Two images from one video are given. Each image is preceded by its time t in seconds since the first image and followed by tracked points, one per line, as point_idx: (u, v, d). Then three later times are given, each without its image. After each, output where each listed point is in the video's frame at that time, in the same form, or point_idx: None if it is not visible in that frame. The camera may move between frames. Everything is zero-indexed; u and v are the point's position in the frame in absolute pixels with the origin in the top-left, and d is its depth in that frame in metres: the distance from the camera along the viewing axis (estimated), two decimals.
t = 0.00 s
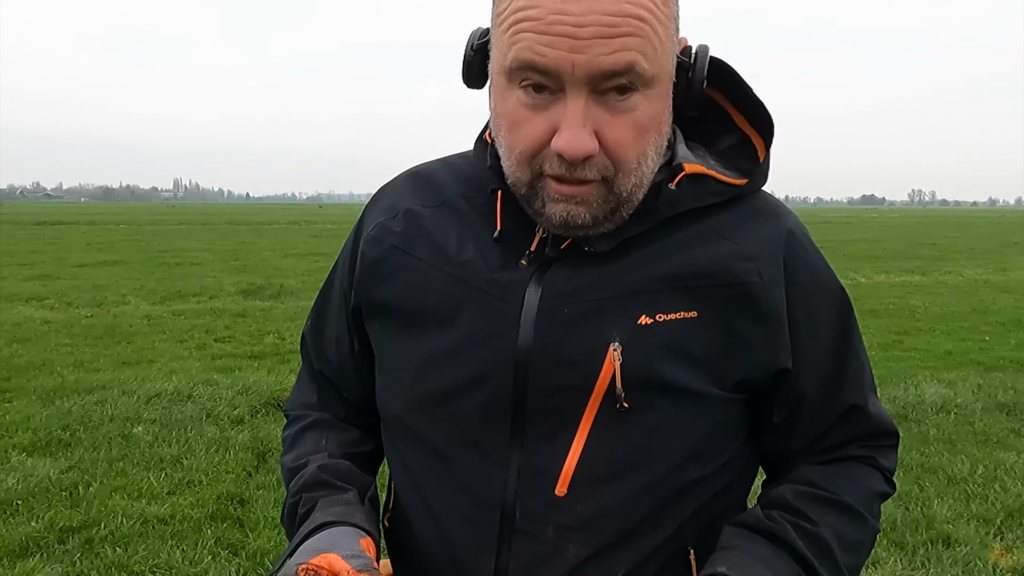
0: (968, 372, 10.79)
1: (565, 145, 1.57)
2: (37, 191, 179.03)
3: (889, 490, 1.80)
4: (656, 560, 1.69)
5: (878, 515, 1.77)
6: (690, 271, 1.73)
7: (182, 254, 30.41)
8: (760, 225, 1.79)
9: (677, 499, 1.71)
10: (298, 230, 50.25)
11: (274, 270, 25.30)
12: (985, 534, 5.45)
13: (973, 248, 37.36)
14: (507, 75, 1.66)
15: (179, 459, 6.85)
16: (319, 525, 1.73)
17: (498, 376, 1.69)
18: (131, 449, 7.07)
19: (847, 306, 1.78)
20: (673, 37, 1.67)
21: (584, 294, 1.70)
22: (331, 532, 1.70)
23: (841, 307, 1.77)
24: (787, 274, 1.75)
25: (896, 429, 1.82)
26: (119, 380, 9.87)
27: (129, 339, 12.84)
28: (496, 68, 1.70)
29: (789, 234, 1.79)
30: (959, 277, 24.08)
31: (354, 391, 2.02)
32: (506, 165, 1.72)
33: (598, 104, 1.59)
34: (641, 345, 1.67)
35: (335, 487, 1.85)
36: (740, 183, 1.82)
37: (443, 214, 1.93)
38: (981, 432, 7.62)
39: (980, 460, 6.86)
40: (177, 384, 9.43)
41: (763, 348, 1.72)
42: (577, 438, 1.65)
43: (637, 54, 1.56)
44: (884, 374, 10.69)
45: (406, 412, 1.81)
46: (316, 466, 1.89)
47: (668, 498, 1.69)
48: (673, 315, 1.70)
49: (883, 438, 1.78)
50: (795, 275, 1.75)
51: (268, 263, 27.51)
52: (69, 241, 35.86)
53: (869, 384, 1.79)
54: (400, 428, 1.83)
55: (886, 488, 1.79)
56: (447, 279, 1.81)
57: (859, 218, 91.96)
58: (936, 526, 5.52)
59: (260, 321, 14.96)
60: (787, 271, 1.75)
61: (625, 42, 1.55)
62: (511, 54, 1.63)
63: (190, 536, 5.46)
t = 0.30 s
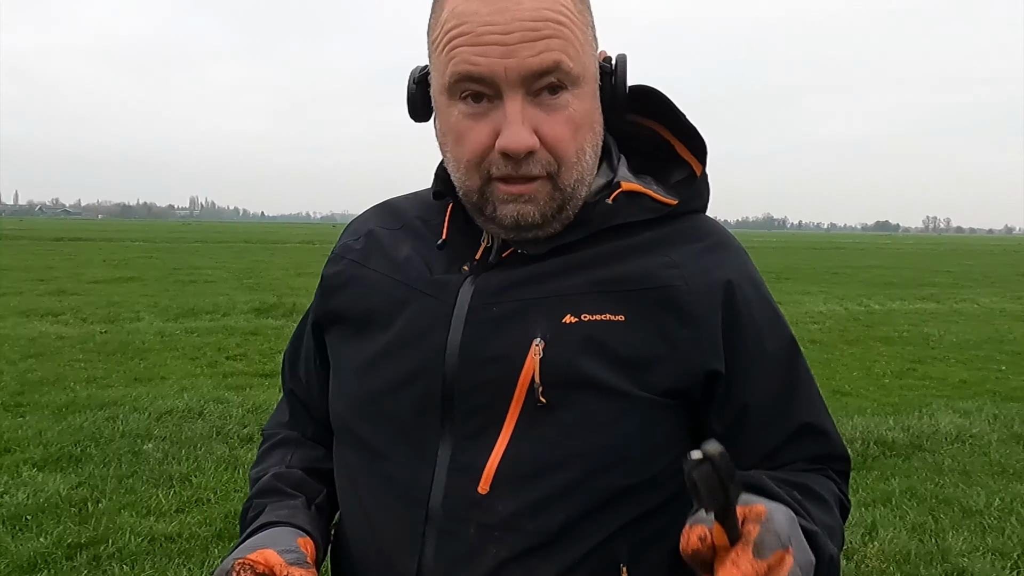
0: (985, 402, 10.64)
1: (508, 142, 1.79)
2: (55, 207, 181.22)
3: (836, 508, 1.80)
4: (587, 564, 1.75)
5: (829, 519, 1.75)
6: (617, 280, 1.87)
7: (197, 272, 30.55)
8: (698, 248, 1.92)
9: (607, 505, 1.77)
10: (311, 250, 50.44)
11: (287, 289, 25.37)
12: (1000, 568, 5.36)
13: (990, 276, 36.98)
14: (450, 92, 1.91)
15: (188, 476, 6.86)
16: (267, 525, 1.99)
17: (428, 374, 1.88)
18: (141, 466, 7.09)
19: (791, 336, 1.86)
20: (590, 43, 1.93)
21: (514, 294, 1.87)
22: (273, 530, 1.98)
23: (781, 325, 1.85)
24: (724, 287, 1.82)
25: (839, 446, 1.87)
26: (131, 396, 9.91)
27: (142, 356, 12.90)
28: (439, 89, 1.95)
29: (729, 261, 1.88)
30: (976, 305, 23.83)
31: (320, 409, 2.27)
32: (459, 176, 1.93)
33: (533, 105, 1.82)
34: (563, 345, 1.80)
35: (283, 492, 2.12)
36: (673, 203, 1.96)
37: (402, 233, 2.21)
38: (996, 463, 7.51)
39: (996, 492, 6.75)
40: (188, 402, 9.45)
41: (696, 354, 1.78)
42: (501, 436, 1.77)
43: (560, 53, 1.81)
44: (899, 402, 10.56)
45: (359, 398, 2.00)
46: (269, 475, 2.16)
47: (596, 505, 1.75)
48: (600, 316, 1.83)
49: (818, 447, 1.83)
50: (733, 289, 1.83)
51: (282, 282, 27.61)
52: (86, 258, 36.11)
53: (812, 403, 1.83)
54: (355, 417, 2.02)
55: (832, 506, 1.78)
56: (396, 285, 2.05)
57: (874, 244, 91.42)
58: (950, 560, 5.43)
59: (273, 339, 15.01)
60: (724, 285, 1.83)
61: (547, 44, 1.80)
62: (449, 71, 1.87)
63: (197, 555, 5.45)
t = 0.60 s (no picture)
0: (1005, 429, 10.48)
1: (476, 130, 1.94)
2: (73, 222, 183.12)
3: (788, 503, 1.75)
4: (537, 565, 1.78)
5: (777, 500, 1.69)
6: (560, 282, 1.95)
7: (212, 287, 30.70)
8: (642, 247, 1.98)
9: (553, 505, 1.80)
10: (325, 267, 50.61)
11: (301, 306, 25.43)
12: None
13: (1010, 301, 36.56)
14: (422, 85, 2.08)
15: (199, 492, 6.86)
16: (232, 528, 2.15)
17: (380, 375, 2.01)
18: (153, 481, 7.10)
19: (736, 330, 1.86)
20: (550, 53, 2.13)
21: (461, 298, 2.00)
22: (236, 532, 2.13)
23: (725, 319, 1.86)
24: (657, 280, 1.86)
25: (788, 443, 1.85)
26: (144, 411, 9.94)
27: (155, 370, 12.96)
28: (413, 84, 2.12)
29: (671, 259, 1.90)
30: (994, 330, 23.58)
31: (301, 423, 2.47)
32: (429, 168, 2.08)
33: (498, 100, 1.99)
34: (503, 341, 1.88)
35: (255, 501, 2.28)
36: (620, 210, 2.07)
37: (376, 254, 2.42)
38: (1015, 490, 7.38)
39: (1016, 520, 6.63)
40: (200, 417, 9.47)
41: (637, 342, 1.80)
42: (446, 433, 1.86)
43: (524, 53, 2.00)
44: (917, 428, 10.41)
45: (321, 397, 2.16)
46: (244, 486, 2.34)
47: (545, 502, 1.80)
48: (543, 312, 1.90)
49: (760, 442, 1.83)
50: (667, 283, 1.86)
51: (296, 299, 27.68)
52: (103, 272, 36.32)
53: (756, 397, 1.82)
54: (317, 415, 2.17)
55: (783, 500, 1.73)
56: (359, 297, 2.23)
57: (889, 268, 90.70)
58: None
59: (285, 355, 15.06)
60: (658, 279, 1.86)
61: (512, 45, 1.99)
62: (423, 66, 2.06)
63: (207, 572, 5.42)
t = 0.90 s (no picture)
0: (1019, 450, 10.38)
1: (488, 136, 1.96)
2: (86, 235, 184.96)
3: (808, 549, 1.71)
4: None
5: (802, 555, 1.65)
6: (559, 302, 1.94)
7: (223, 300, 30.86)
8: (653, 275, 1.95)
9: (546, 532, 1.73)
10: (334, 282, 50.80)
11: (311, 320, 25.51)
12: None
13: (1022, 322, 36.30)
14: (436, 95, 2.13)
15: (208, 506, 6.85)
16: (230, 539, 2.20)
17: (380, 397, 2.04)
18: (162, 494, 7.10)
19: (748, 358, 1.81)
20: (564, 69, 2.17)
21: (463, 319, 2.02)
22: (234, 543, 2.17)
23: (738, 349, 1.81)
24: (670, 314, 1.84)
25: (803, 479, 1.83)
26: (153, 423, 9.97)
27: (165, 383, 13.01)
28: (428, 96, 2.17)
29: (685, 289, 1.87)
30: (1007, 350, 23.42)
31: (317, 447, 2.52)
32: (443, 179, 2.10)
33: (510, 110, 2.02)
34: (498, 361, 1.88)
35: (261, 515, 2.32)
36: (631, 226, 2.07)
37: (393, 277, 2.49)
38: None
39: None
40: (209, 430, 9.49)
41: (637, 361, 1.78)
42: (438, 455, 1.85)
43: (536, 65, 2.04)
44: (930, 449, 10.31)
45: (327, 414, 2.20)
46: (259, 499, 2.40)
47: (534, 528, 1.73)
48: (540, 334, 1.88)
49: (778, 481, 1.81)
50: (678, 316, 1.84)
51: (305, 312, 27.78)
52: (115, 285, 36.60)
53: (769, 432, 1.80)
54: (323, 434, 2.20)
55: (804, 548, 1.70)
56: (370, 319, 2.29)
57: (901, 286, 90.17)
58: None
59: (295, 369, 15.11)
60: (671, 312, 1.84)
61: (524, 56, 2.03)
62: (437, 77, 2.11)
63: None
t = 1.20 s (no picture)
0: None
1: (535, 137, 1.93)
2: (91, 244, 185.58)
3: None
4: None
5: None
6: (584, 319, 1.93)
7: (226, 310, 30.92)
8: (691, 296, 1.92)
9: (556, 559, 1.71)
10: (337, 291, 50.90)
11: (314, 330, 25.55)
12: None
13: None
14: (488, 90, 2.12)
15: (211, 515, 6.85)
16: (251, 527, 2.24)
17: (403, 406, 2.06)
18: (165, 503, 7.10)
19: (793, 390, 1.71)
20: (623, 72, 2.13)
21: (490, 332, 2.03)
22: (250, 532, 2.20)
23: (783, 381, 1.71)
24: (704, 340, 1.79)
25: (857, 537, 1.63)
26: (157, 433, 9.98)
27: (169, 392, 13.02)
28: (481, 90, 2.17)
29: (728, 313, 1.82)
30: (1010, 363, 23.37)
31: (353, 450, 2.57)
32: (489, 178, 2.09)
33: (562, 112, 1.99)
34: (518, 377, 1.88)
35: (287, 509, 2.36)
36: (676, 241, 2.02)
37: (438, 284, 2.55)
38: None
39: None
40: (212, 440, 9.49)
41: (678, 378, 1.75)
42: (451, 471, 1.85)
43: (593, 65, 2.00)
44: (935, 462, 10.27)
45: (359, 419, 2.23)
46: (292, 492, 2.45)
47: (541, 554, 1.70)
48: (563, 352, 1.87)
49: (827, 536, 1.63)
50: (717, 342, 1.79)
51: (307, 322, 27.82)
52: (118, 294, 36.74)
53: (815, 477, 1.65)
54: (352, 439, 2.24)
55: None
56: (407, 326, 2.33)
57: (904, 298, 90.03)
58: None
59: (298, 379, 15.12)
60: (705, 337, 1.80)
61: (581, 54, 2.00)
62: (491, 70, 2.09)
63: None
